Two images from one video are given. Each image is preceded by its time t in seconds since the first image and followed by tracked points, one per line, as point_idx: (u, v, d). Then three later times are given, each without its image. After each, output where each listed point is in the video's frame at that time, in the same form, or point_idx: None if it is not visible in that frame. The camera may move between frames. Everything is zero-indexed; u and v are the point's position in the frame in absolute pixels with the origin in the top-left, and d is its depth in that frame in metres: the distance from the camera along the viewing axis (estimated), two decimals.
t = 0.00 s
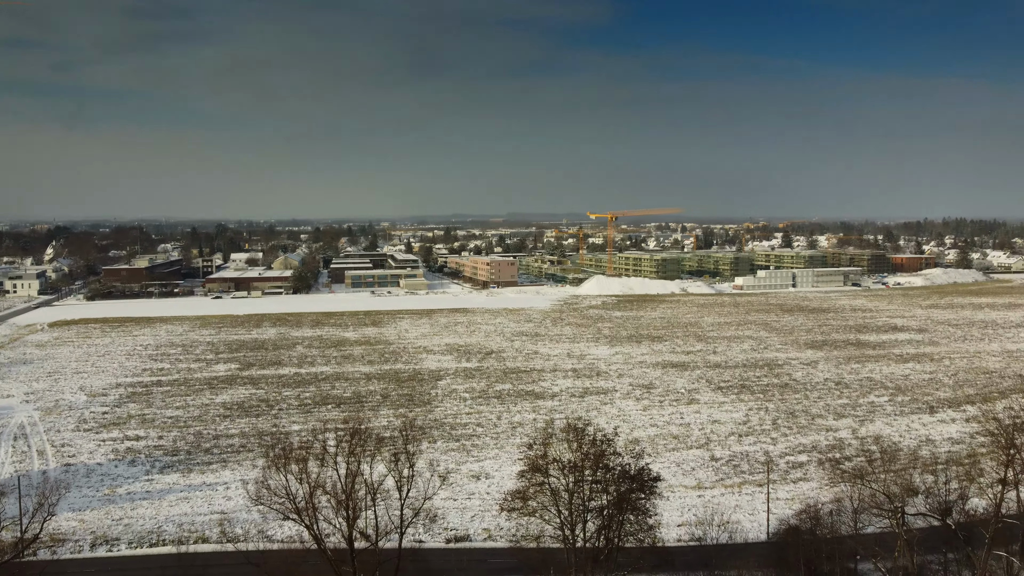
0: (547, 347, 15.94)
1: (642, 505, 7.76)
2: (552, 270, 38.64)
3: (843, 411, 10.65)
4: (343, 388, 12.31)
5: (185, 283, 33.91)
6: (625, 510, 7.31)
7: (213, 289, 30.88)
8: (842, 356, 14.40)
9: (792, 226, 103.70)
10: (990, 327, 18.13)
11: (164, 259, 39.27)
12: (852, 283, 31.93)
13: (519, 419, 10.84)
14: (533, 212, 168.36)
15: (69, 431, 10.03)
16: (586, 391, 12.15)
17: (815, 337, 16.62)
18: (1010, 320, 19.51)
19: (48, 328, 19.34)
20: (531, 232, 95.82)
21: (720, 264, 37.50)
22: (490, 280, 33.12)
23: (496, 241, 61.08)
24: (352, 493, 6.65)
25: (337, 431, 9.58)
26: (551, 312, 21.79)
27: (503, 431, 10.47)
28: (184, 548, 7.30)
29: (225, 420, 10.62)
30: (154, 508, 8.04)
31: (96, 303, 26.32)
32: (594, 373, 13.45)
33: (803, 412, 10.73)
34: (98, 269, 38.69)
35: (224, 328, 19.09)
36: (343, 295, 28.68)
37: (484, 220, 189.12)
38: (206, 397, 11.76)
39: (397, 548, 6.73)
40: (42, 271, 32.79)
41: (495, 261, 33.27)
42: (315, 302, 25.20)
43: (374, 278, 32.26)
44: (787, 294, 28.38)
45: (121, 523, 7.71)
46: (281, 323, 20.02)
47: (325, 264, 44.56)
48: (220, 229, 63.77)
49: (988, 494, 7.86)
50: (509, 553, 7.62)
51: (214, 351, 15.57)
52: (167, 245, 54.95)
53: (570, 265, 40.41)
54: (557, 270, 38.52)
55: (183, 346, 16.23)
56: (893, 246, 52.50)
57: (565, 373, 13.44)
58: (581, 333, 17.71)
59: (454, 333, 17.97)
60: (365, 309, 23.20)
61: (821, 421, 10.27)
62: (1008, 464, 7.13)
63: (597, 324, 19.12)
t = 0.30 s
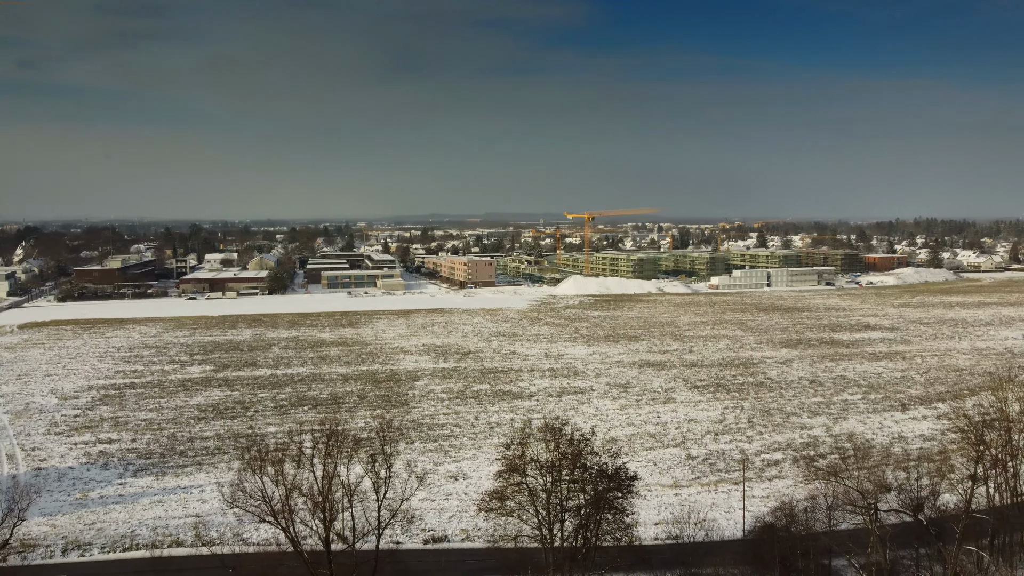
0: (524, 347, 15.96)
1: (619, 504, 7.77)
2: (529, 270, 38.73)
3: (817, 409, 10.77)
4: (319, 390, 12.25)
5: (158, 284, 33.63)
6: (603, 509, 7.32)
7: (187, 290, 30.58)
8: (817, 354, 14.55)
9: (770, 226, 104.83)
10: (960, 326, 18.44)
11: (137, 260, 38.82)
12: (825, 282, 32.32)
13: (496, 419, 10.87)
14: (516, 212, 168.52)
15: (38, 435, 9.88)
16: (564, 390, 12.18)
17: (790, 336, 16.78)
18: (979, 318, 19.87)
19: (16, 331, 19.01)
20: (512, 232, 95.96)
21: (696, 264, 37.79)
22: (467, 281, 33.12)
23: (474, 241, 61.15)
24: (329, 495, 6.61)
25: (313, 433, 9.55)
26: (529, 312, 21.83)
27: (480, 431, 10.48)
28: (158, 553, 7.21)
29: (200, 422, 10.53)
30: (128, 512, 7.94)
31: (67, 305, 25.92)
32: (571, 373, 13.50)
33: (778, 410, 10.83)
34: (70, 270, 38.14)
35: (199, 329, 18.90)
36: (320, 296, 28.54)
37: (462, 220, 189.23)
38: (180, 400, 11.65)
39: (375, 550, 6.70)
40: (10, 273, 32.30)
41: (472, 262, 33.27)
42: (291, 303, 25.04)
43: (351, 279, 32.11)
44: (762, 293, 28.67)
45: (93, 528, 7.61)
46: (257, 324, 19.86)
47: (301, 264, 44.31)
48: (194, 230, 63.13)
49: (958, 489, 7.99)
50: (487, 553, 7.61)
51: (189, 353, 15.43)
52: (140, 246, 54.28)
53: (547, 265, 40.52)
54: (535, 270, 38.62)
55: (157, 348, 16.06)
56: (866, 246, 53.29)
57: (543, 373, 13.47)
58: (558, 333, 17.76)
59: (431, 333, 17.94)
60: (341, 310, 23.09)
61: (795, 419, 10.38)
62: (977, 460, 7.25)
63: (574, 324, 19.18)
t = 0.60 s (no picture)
0: (502, 348, 15.98)
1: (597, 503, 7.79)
2: (506, 271, 38.83)
3: (792, 407, 10.89)
4: (295, 391, 12.19)
5: (131, 285, 33.33)
6: (581, 509, 7.31)
7: (160, 291, 30.29)
8: (791, 353, 14.71)
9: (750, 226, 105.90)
10: (931, 324, 18.74)
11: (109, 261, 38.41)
12: (799, 281, 32.72)
13: (474, 420, 10.87)
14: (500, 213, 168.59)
15: (6, 440, 9.72)
16: (541, 390, 12.21)
17: (765, 335, 16.96)
18: (949, 317, 20.21)
19: None
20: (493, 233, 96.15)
21: (672, 263, 38.09)
22: (445, 281, 33.14)
23: (451, 241, 61.26)
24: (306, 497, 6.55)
25: (290, 435, 9.50)
26: (507, 312, 21.88)
27: (458, 431, 10.48)
28: (132, 557, 7.13)
29: (174, 425, 10.43)
30: (100, 516, 7.84)
31: (37, 307, 25.56)
32: (549, 373, 13.55)
33: (753, 409, 10.94)
34: (39, 271, 37.58)
35: (173, 331, 18.72)
36: (296, 296, 28.42)
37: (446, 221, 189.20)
38: (153, 402, 11.53)
39: (351, 552, 6.66)
40: None
41: (450, 262, 33.29)
42: (267, 304, 24.88)
43: (327, 279, 31.99)
44: (737, 293, 28.95)
45: (65, 533, 7.50)
46: (232, 325, 19.71)
47: (277, 265, 44.11)
48: (169, 231, 62.51)
49: (929, 486, 8.11)
50: (465, 554, 7.60)
51: (162, 355, 15.27)
52: (113, 246, 53.69)
53: (525, 265, 40.64)
54: (512, 270, 38.72)
55: (130, 350, 15.89)
56: (840, 245, 54.10)
57: (520, 373, 13.49)
58: (536, 333, 17.79)
59: (408, 334, 17.91)
60: (319, 311, 22.98)
61: (770, 417, 10.48)
62: (947, 456, 7.36)
63: (552, 324, 19.24)
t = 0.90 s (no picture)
0: (479, 348, 15.99)
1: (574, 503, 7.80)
2: (483, 271, 38.91)
3: (767, 406, 11.00)
4: (272, 393, 12.13)
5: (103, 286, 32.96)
6: (559, 509, 7.31)
7: (133, 292, 29.96)
8: (766, 352, 14.86)
9: (727, 227, 106.80)
10: (903, 323, 19.01)
11: (80, 262, 37.94)
12: (774, 281, 33.07)
13: (452, 421, 10.88)
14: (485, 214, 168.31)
15: None
16: (519, 390, 12.22)
17: (740, 334, 17.11)
18: (920, 315, 20.53)
19: None
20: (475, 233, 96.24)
21: (649, 263, 38.35)
22: (422, 281, 33.14)
23: (429, 242, 61.29)
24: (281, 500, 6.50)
25: (267, 437, 9.44)
26: (484, 312, 21.92)
27: (436, 432, 10.48)
28: (104, 562, 7.04)
29: (148, 428, 10.33)
30: (72, 521, 7.74)
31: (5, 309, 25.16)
32: (526, 373, 13.59)
33: (729, 407, 11.05)
34: (8, 272, 37.03)
35: (146, 333, 18.53)
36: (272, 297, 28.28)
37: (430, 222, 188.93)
38: (126, 405, 11.41)
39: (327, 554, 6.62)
40: None
41: (427, 262, 33.28)
42: (242, 305, 24.71)
43: (303, 280, 31.85)
44: (713, 292, 29.22)
45: (36, 538, 7.39)
46: (207, 326, 19.55)
47: (252, 266, 43.88)
48: (143, 231, 61.89)
49: (901, 482, 8.22)
50: (444, 554, 7.57)
51: (135, 357, 15.11)
52: (85, 247, 53.08)
53: (502, 266, 40.73)
54: (489, 271, 38.81)
55: (102, 353, 15.69)
56: (814, 245, 54.86)
57: (497, 374, 13.51)
58: (513, 333, 17.83)
59: (385, 335, 17.88)
60: (295, 312, 22.86)
61: (746, 416, 10.58)
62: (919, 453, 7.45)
63: (529, 324, 19.28)
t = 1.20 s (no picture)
0: (456, 348, 15.98)
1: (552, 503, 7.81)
2: (460, 272, 38.94)
3: (743, 405, 11.10)
4: (247, 395, 12.05)
5: (74, 287, 32.53)
6: (537, 509, 7.31)
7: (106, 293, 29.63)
8: (742, 351, 14.99)
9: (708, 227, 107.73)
10: (876, 321, 19.28)
11: (50, 262, 37.47)
12: (749, 280, 33.39)
13: (430, 421, 10.87)
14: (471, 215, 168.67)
15: None
16: (497, 390, 12.23)
17: (716, 334, 17.24)
18: (892, 314, 20.84)
19: None
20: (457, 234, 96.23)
21: (626, 263, 38.59)
22: (399, 282, 33.09)
23: (406, 242, 61.28)
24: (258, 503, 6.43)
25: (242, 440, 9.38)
26: (461, 313, 21.95)
27: (413, 433, 10.47)
28: (76, 567, 6.95)
29: (121, 431, 10.22)
30: (43, 526, 7.63)
31: None
32: (504, 373, 13.61)
33: (706, 406, 11.14)
34: None
35: (119, 334, 18.33)
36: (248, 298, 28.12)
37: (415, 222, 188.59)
38: (99, 408, 11.28)
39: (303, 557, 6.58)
40: None
41: (404, 262, 33.24)
42: (217, 306, 24.55)
43: (279, 281, 31.69)
44: (688, 292, 29.45)
45: (5, 544, 7.27)
46: (182, 328, 19.37)
47: (227, 267, 43.57)
48: (116, 232, 61.21)
49: (874, 479, 8.33)
50: (422, 556, 7.54)
51: (107, 359, 14.93)
52: (56, 247, 52.38)
53: (480, 266, 40.77)
54: (467, 271, 38.85)
55: (74, 355, 15.49)
56: (789, 245, 55.58)
57: (475, 374, 13.52)
58: (490, 333, 17.85)
59: (363, 336, 17.83)
60: (272, 313, 22.73)
61: (722, 415, 10.66)
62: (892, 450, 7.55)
63: (507, 324, 19.32)
